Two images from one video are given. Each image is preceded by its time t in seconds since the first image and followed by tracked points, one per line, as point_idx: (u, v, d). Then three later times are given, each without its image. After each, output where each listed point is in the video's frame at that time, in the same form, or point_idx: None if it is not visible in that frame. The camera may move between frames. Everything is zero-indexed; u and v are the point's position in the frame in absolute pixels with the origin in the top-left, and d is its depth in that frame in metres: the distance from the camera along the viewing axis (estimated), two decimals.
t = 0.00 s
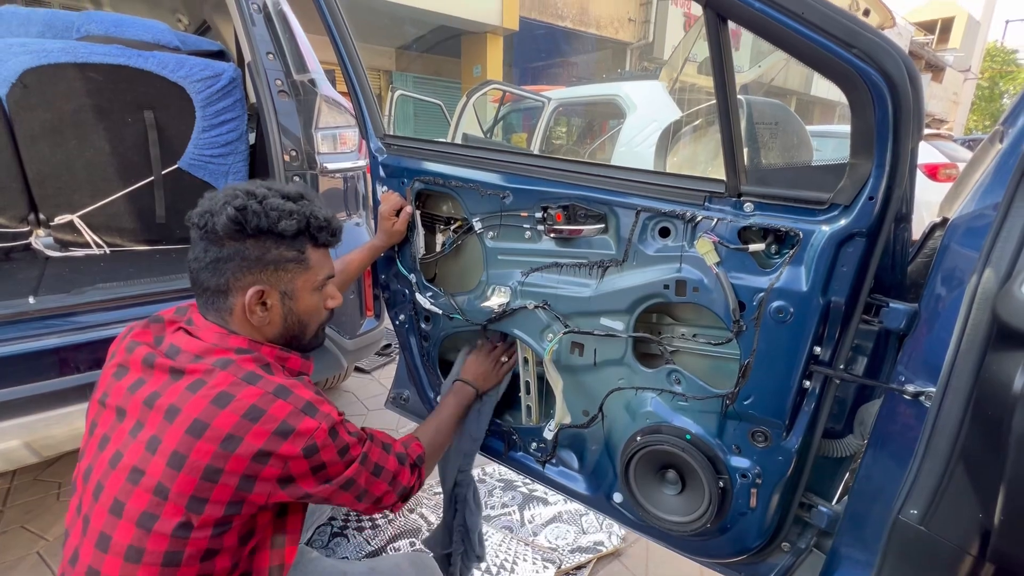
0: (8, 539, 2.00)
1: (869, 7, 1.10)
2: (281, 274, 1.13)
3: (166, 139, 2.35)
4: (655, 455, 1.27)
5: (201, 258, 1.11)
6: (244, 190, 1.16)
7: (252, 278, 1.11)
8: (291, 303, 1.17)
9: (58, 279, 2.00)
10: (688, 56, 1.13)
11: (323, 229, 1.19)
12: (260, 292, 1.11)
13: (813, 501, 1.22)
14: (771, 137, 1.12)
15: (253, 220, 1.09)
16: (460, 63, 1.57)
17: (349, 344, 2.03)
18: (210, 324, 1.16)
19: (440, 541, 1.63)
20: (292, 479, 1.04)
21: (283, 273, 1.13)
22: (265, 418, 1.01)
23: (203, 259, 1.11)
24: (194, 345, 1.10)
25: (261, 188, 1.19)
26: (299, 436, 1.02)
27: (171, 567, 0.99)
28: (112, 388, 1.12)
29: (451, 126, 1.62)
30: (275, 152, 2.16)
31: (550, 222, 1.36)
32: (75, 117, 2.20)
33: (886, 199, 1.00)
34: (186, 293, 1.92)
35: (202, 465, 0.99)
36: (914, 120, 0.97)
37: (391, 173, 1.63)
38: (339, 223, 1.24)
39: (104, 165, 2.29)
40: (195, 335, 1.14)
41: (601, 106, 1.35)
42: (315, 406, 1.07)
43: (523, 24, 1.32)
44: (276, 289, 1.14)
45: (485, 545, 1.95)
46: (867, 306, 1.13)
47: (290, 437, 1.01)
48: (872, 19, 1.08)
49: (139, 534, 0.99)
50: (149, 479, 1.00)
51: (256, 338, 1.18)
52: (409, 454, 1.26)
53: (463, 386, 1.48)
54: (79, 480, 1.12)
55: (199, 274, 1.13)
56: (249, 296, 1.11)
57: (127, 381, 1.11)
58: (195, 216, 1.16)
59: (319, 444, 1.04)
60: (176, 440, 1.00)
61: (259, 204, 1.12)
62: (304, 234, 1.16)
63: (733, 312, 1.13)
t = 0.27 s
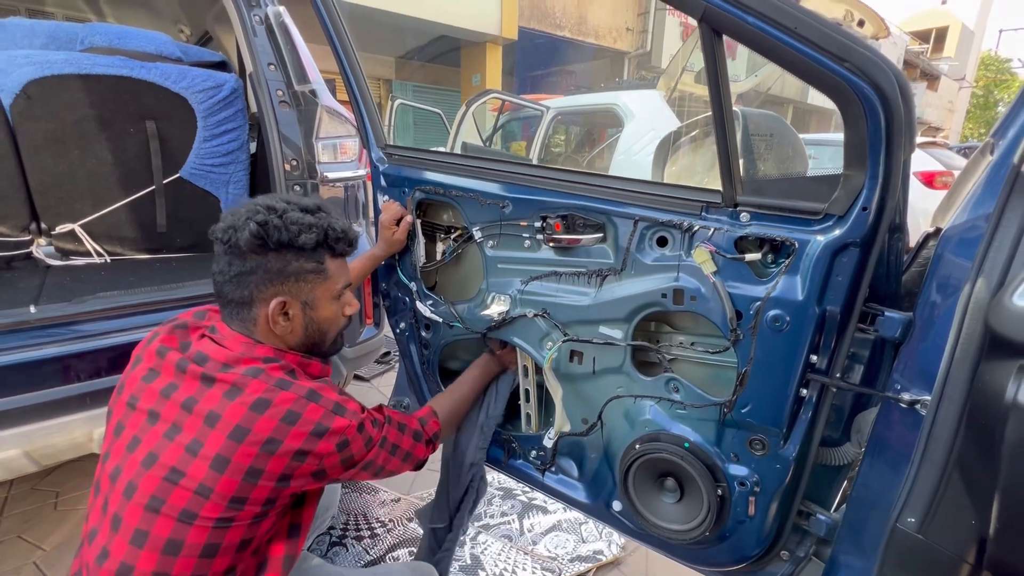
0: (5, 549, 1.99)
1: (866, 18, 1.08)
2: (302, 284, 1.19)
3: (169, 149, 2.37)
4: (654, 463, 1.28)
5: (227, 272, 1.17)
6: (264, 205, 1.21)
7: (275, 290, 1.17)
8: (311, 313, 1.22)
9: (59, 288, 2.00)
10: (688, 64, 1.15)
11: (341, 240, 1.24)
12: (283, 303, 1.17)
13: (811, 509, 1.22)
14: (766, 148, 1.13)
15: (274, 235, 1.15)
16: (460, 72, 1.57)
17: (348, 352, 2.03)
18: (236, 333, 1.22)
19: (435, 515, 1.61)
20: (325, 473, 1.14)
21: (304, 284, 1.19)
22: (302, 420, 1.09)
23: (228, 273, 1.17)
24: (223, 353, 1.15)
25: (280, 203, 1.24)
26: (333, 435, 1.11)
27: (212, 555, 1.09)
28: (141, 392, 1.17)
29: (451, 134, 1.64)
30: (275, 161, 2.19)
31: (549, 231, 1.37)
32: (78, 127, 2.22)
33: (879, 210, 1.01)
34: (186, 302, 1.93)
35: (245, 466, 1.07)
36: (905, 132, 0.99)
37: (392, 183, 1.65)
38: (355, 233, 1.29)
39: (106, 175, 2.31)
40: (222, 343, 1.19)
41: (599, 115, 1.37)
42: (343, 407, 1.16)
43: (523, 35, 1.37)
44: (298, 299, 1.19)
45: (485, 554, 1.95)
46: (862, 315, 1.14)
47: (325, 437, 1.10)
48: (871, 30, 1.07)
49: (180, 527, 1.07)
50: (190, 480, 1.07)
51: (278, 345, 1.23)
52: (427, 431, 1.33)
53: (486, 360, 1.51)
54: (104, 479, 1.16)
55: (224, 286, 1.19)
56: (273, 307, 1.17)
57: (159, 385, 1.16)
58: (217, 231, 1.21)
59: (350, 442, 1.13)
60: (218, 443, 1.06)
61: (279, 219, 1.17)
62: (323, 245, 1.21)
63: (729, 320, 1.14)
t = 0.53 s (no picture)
0: (2, 560, 1.99)
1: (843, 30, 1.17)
2: (339, 307, 1.22)
3: (172, 162, 2.41)
4: (653, 473, 1.29)
5: (267, 294, 1.20)
6: (305, 230, 1.23)
7: (313, 312, 1.20)
8: (347, 332, 1.26)
9: (61, 299, 2.02)
10: (684, 74, 1.14)
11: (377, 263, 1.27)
12: (320, 324, 1.20)
13: (809, 520, 1.24)
14: (760, 163, 1.14)
15: (314, 260, 1.17)
16: (459, 82, 1.61)
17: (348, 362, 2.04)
18: (272, 350, 1.24)
19: (437, 511, 1.60)
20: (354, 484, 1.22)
21: (340, 306, 1.21)
22: (338, 438, 1.16)
23: (269, 295, 1.20)
24: (260, 368, 1.20)
25: (320, 227, 1.26)
26: (365, 451, 1.19)
27: (245, 556, 1.17)
28: (181, 400, 1.20)
29: (451, 144, 1.65)
30: (277, 174, 2.19)
31: (548, 244, 1.38)
32: (82, 139, 2.24)
33: (871, 224, 1.03)
34: (187, 313, 1.94)
35: (286, 478, 1.13)
36: (895, 149, 1.01)
37: (394, 195, 1.67)
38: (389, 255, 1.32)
39: (108, 187, 2.33)
40: (258, 358, 1.23)
41: (598, 125, 1.40)
42: (372, 423, 1.24)
43: (522, 44, 1.37)
44: (335, 320, 1.22)
45: (484, 564, 1.95)
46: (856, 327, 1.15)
47: (358, 453, 1.18)
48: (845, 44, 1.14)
49: (220, 530, 1.14)
50: (231, 488, 1.13)
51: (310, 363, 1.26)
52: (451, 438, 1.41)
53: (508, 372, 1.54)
54: (139, 480, 1.20)
55: (265, 307, 1.22)
56: (311, 328, 1.20)
57: (199, 394, 1.19)
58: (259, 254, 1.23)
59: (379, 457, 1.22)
60: (261, 456, 1.12)
61: (319, 245, 1.20)
62: (361, 269, 1.24)
63: (725, 332, 1.16)
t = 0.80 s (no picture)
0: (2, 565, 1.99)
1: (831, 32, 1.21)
2: (343, 305, 1.24)
3: (172, 166, 2.41)
4: (651, 476, 1.30)
5: (269, 299, 1.20)
6: (301, 233, 1.25)
7: (320, 313, 1.22)
8: (350, 331, 1.28)
9: (62, 303, 2.02)
10: (682, 78, 1.14)
11: (375, 259, 1.31)
12: (328, 324, 1.23)
13: (806, 522, 1.25)
14: (757, 169, 1.15)
15: (317, 262, 1.19)
16: (458, 85, 1.62)
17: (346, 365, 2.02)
18: (275, 354, 1.26)
19: (444, 524, 1.59)
20: (353, 493, 1.22)
21: (344, 305, 1.24)
22: (338, 444, 1.16)
23: (271, 300, 1.20)
24: (263, 372, 1.20)
25: (315, 228, 1.28)
26: (364, 458, 1.20)
27: (248, 562, 1.18)
28: (186, 404, 1.21)
29: (450, 147, 1.66)
30: (278, 178, 2.20)
31: (547, 248, 1.40)
32: (83, 144, 2.25)
33: (866, 230, 1.05)
34: (188, 317, 1.95)
35: (286, 484, 1.13)
36: (889, 156, 1.03)
37: (394, 200, 1.68)
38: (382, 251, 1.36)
39: (109, 191, 2.34)
40: (262, 363, 1.23)
41: (597, 127, 1.40)
42: (373, 430, 1.24)
43: (520, 48, 1.38)
44: (340, 320, 1.25)
45: (483, 567, 1.96)
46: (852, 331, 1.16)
47: (358, 460, 1.19)
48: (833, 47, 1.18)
49: (223, 536, 1.14)
50: (234, 493, 1.13)
51: (314, 366, 1.29)
52: (433, 454, 1.42)
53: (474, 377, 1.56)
54: (146, 485, 1.20)
55: (268, 315, 1.22)
56: (318, 330, 1.22)
57: (204, 398, 1.20)
58: (256, 260, 1.23)
59: (379, 464, 1.22)
60: (263, 460, 1.13)
61: (319, 246, 1.22)
62: (360, 266, 1.27)
63: (723, 337, 1.17)
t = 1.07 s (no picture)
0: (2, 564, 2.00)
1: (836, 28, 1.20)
2: (347, 300, 1.26)
3: (171, 166, 2.42)
4: (650, 475, 1.31)
5: (275, 298, 1.20)
6: (303, 230, 1.25)
7: (326, 308, 1.23)
8: (354, 325, 1.30)
9: (62, 303, 2.02)
10: (681, 77, 1.15)
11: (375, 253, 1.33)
12: (334, 319, 1.24)
13: (803, 520, 1.26)
14: (756, 170, 1.16)
15: (323, 258, 1.20)
16: (455, 83, 1.61)
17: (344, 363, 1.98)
18: (278, 350, 1.26)
19: (442, 512, 1.60)
20: (362, 481, 1.25)
21: (349, 300, 1.26)
22: (345, 434, 1.18)
23: (277, 298, 1.20)
24: (267, 369, 1.21)
25: (316, 225, 1.29)
26: (371, 446, 1.22)
27: (260, 554, 1.20)
28: (189, 403, 1.21)
29: (448, 147, 1.67)
30: (277, 177, 2.20)
31: (546, 249, 1.40)
32: (82, 145, 2.25)
33: (862, 231, 1.06)
34: (188, 317, 1.95)
35: (297, 476, 1.15)
36: (886, 159, 1.03)
37: (395, 200, 1.69)
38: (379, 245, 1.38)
39: (108, 191, 2.34)
40: (264, 360, 1.24)
41: (595, 127, 1.41)
42: (378, 420, 1.26)
43: (519, 47, 1.37)
44: (345, 314, 1.27)
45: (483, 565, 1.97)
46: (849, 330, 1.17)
47: (366, 449, 1.20)
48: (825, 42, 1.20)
49: (234, 532, 1.15)
50: (244, 489, 1.14)
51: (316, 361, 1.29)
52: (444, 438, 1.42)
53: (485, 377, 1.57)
54: (152, 485, 1.21)
55: (272, 312, 1.22)
56: (325, 325, 1.24)
57: (208, 397, 1.20)
58: (258, 259, 1.22)
59: (386, 452, 1.24)
60: (271, 455, 1.14)
61: (324, 242, 1.23)
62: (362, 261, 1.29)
63: (721, 336, 1.18)
